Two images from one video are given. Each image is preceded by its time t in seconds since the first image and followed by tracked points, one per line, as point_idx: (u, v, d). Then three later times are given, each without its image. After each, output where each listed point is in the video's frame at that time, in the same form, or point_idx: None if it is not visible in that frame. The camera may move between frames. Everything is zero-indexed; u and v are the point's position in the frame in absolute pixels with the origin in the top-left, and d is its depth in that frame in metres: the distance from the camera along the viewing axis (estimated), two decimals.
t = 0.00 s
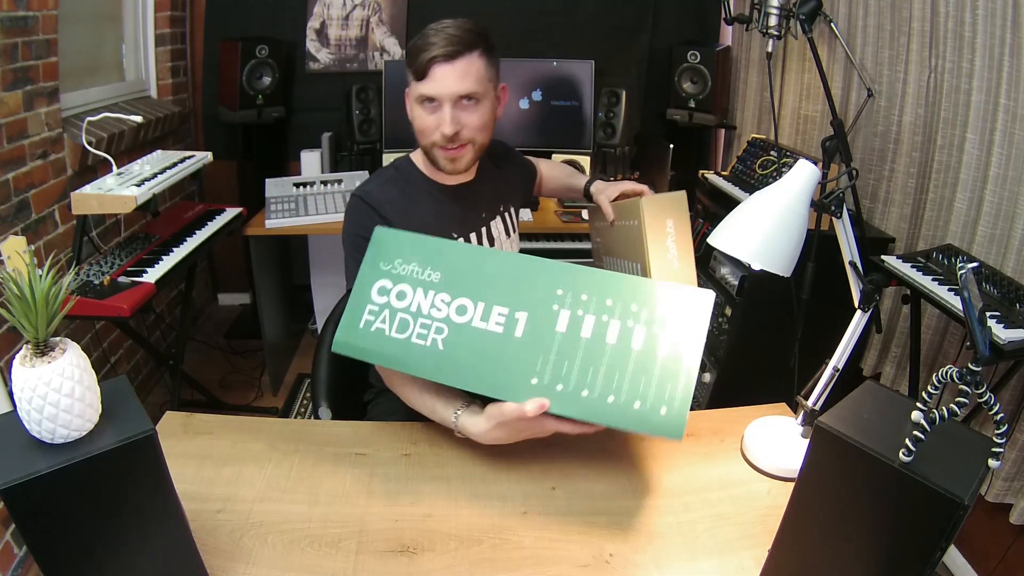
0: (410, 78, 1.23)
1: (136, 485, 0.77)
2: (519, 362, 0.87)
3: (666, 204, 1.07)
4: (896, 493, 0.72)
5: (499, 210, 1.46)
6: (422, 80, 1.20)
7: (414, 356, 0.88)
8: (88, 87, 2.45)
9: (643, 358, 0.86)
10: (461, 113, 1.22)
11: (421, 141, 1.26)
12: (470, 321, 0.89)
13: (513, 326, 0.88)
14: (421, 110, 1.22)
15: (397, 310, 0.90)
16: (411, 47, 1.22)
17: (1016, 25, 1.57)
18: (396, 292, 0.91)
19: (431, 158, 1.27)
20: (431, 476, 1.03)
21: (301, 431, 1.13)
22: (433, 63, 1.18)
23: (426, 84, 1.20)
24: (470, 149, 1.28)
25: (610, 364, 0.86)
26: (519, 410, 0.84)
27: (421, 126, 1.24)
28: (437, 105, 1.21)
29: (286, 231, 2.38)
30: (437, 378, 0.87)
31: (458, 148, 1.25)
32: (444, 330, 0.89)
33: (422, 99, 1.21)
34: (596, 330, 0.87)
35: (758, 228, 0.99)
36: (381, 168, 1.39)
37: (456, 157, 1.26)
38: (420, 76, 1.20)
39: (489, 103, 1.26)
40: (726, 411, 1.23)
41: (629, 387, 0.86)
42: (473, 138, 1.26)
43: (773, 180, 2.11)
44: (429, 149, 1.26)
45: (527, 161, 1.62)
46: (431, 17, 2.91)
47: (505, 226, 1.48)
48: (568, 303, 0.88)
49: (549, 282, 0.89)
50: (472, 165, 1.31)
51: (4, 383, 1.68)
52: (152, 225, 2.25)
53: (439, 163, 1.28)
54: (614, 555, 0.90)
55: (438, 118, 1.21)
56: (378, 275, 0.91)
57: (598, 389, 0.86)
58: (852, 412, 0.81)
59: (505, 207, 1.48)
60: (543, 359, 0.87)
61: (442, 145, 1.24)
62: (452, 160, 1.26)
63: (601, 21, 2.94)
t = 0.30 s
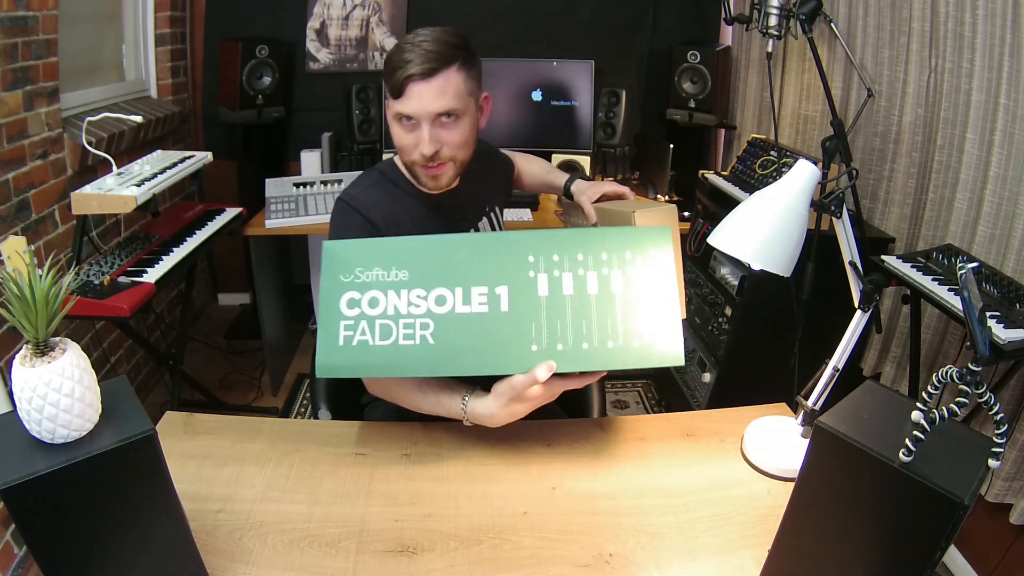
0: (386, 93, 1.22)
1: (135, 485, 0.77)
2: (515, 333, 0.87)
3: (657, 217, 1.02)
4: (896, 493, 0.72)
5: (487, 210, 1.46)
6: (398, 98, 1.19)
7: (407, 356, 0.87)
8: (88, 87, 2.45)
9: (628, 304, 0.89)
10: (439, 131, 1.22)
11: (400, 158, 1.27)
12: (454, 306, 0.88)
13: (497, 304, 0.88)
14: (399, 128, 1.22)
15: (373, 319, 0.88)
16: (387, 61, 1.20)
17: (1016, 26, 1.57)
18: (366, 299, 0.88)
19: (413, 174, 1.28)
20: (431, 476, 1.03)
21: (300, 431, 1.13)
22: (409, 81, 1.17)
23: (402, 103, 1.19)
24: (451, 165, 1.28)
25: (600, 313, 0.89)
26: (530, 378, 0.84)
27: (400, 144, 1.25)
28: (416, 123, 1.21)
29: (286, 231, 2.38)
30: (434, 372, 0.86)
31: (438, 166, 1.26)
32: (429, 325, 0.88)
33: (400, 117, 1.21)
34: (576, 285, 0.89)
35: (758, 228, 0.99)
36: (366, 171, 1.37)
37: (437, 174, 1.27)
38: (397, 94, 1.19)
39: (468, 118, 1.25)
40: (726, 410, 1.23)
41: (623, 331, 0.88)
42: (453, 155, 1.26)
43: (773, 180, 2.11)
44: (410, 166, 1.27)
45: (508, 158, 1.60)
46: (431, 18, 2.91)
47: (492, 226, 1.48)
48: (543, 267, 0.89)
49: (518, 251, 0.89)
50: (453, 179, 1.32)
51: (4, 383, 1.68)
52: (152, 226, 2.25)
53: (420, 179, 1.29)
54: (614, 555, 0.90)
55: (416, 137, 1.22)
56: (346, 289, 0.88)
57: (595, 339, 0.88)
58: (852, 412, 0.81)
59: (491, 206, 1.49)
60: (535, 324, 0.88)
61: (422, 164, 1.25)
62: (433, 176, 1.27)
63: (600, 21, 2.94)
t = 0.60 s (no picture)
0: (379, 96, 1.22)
1: (135, 485, 0.77)
2: (477, 357, 0.79)
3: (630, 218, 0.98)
4: (896, 493, 0.72)
5: (480, 209, 1.47)
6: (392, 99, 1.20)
7: (360, 357, 0.79)
8: (88, 87, 2.45)
9: (611, 342, 0.80)
10: (434, 131, 1.22)
11: (395, 162, 1.26)
12: (427, 319, 0.80)
13: (469, 323, 0.80)
14: (393, 130, 1.22)
15: (342, 311, 0.81)
16: (378, 64, 1.21)
17: (1016, 26, 1.57)
18: (339, 289, 0.82)
19: (408, 177, 1.27)
20: (431, 476, 1.03)
21: (300, 430, 1.13)
22: (402, 82, 1.18)
23: (395, 103, 1.19)
24: (446, 167, 1.27)
25: (579, 354, 0.79)
26: (475, 406, 0.76)
27: (395, 147, 1.24)
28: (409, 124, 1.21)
29: (286, 231, 2.38)
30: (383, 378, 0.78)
31: (433, 168, 1.25)
32: (394, 329, 0.80)
33: (393, 118, 1.21)
34: (559, 320, 0.81)
35: (757, 228, 0.99)
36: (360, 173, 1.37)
37: (433, 176, 1.26)
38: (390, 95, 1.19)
39: (462, 117, 1.25)
40: (726, 411, 1.23)
41: (598, 376, 0.78)
42: (449, 156, 1.26)
43: (773, 180, 2.11)
44: (405, 170, 1.26)
45: (501, 156, 1.60)
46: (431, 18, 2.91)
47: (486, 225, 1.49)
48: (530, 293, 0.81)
49: (508, 273, 0.82)
50: (448, 182, 1.31)
51: (4, 383, 1.68)
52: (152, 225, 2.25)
53: (416, 183, 1.28)
54: (614, 555, 0.90)
55: (411, 137, 1.21)
56: (328, 278, 0.82)
57: (565, 381, 0.78)
58: (852, 412, 0.81)
59: (484, 206, 1.49)
60: (505, 354, 0.79)
61: (418, 166, 1.24)
62: (428, 178, 1.26)
63: (600, 21, 2.94)
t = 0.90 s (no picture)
0: (399, 82, 1.32)
1: (135, 485, 0.77)
2: (294, 315, 0.87)
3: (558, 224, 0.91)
4: (896, 494, 0.72)
5: (478, 211, 1.50)
6: (416, 83, 1.30)
7: (235, 303, 0.94)
8: (88, 87, 2.45)
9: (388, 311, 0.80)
10: (453, 116, 1.33)
11: (412, 146, 1.34)
12: (274, 279, 0.91)
13: (303, 283, 0.88)
14: (415, 114, 1.32)
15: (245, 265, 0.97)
16: (395, 53, 1.31)
17: (1016, 26, 1.57)
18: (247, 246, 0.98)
19: (424, 163, 1.35)
20: (431, 475, 1.03)
21: (300, 430, 1.13)
22: (427, 67, 1.29)
23: (422, 86, 1.30)
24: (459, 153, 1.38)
25: (348, 321, 0.82)
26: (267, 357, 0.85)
27: (415, 131, 1.33)
28: (434, 107, 1.31)
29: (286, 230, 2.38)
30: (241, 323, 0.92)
31: (452, 151, 1.35)
32: (262, 284, 0.92)
33: (417, 101, 1.31)
34: (360, 289, 0.84)
35: (758, 228, 0.99)
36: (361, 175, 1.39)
37: (450, 160, 1.35)
38: (416, 79, 1.30)
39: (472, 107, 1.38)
40: (725, 411, 1.23)
41: (356, 346, 0.79)
42: (463, 141, 1.37)
43: (773, 180, 2.11)
44: (422, 155, 1.34)
45: (512, 155, 1.61)
46: (431, 18, 2.91)
47: (485, 226, 1.50)
48: (354, 258, 0.87)
49: (342, 243, 0.88)
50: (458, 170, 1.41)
51: (4, 383, 1.67)
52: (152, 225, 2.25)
53: (432, 168, 1.35)
54: (613, 555, 0.90)
55: (435, 119, 1.32)
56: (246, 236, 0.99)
57: (331, 348, 0.81)
58: (852, 412, 0.81)
59: (485, 206, 1.52)
60: (307, 314, 0.86)
61: (437, 149, 1.33)
62: (445, 163, 1.35)
63: (600, 21, 2.94)
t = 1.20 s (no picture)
0: (401, 75, 1.34)
1: (136, 484, 0.77)
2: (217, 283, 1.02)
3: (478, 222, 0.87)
4: (896, 494, 0.72)
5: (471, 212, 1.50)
6: (419, 77, 1.32)
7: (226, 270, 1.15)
8: (88, 87, 2.45)
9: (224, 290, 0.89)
10: (453, 110, 1.36)
11: (413, 139, 1.36)
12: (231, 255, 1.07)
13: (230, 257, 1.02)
14: (417, 108, 1.34)
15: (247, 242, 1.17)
16: (397, 47, 1.33)
17: (1016, 26, 1.57)
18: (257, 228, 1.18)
19: (423, 156, 1.37)
20: (431, 475, 1.03)
21: (300, 430, 1.13)
22: (430, 63, 1.32)
23: (424, 81, 1.32)
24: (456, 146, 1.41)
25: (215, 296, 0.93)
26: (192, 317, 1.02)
27: (416, 124, 1.35)
28: (435, 102, 1.34)
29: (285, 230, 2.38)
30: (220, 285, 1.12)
31: (451, 145, 1.38)
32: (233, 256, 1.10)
33: (419, 95, 1.33)
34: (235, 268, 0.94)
35: (758, 228, 0.99)
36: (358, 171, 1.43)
37: (449, 153, 1.39)
38: (420, 74, 1.32)
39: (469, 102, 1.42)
40: (726, 411, 1.23)
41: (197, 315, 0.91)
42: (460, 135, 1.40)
43: (773, 180, 2.11)
44: (422, 147, 1.37)
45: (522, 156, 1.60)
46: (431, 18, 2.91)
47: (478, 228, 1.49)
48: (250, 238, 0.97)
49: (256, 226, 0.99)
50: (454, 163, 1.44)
51: (4, 383, 1.67)
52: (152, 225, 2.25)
53: (431, 161, 1.38)
54: (614, 555, 0.90)
55: (436, 114, 1.34)
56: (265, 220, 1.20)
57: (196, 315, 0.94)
58: (852, 412, 0.81)
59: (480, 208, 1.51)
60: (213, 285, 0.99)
61: (438, 142, 1.36)
62: (445, 156, 1.38)
63: (601, 21, 2.94)
